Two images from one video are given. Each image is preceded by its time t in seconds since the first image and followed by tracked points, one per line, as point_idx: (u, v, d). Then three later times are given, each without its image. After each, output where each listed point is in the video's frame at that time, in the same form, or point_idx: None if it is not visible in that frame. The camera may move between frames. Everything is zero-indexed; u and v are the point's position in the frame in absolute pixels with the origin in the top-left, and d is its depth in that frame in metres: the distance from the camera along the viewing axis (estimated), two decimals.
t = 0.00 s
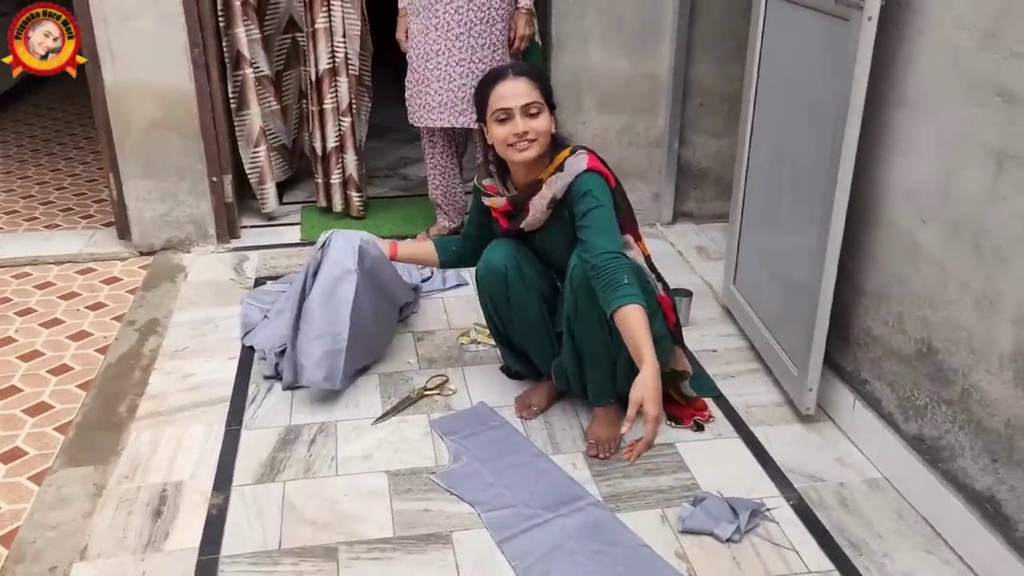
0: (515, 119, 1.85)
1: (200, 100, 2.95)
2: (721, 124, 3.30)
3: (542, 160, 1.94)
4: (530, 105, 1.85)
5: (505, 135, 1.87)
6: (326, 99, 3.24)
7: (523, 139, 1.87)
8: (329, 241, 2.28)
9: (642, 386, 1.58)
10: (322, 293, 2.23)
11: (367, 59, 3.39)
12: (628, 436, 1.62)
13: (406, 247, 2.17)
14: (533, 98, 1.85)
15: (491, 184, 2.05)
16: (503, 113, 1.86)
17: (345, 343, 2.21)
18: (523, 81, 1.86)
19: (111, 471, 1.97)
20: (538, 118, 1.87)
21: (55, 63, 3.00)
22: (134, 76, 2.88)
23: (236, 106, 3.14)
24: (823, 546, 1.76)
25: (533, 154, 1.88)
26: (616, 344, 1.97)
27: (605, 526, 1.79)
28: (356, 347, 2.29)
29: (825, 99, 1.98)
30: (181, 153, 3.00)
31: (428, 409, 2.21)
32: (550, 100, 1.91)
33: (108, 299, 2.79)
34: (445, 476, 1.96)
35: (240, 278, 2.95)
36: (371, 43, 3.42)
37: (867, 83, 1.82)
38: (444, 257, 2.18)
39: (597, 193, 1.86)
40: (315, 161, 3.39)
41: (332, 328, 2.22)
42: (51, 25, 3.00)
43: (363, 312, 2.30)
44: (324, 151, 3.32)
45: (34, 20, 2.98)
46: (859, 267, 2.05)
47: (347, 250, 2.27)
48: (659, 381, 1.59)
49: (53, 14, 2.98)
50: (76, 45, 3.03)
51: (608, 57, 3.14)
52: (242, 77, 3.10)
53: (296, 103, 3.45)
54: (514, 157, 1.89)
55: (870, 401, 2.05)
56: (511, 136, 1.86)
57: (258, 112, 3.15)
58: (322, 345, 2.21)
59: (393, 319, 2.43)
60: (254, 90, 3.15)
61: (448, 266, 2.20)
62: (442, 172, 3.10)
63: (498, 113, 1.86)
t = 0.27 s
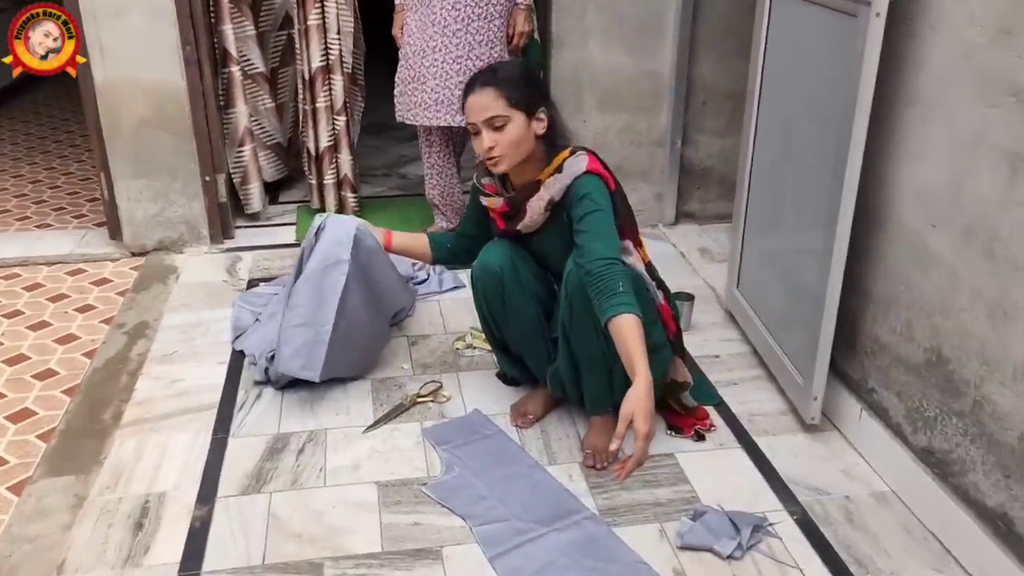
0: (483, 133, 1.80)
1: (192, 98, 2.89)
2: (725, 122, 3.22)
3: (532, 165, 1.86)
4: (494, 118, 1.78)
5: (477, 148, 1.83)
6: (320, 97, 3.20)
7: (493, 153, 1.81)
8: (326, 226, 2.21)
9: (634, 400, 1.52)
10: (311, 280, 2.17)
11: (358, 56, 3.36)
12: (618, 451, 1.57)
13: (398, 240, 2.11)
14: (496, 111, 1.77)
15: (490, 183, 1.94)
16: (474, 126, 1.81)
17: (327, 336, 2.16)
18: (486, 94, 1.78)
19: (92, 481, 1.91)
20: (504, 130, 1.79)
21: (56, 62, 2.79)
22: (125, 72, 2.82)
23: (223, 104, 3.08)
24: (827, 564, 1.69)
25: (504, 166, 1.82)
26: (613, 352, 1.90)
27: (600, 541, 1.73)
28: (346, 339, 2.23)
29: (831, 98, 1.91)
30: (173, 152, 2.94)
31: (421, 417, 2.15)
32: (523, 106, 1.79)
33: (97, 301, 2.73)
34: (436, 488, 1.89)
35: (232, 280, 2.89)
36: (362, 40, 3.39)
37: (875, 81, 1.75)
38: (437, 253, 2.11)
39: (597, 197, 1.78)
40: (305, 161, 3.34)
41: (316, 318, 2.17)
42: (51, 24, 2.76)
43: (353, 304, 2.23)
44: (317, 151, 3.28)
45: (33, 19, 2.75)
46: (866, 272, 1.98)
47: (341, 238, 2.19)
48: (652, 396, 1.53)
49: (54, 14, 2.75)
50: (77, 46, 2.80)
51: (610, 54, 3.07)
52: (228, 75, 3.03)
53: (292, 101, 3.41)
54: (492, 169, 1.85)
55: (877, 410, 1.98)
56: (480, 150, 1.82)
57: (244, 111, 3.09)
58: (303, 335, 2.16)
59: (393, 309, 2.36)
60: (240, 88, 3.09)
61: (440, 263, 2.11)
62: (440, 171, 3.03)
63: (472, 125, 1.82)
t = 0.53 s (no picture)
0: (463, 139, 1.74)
1: (190, 93, 2.80)
2: (739, 121, 3.12)
3: (527, 170, 1.77)
4: (470, 128, 1.70)
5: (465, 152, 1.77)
6: (320, 94, 3.14)
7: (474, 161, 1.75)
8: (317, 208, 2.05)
9: (634, 422, 1.42)
10: (301, 265, 2.01)
11: (360, 51, 3.30)
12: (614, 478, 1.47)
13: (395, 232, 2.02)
14: (469, 122, 1.69)
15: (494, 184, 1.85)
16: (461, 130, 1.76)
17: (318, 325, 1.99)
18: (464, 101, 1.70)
19: (75, 493, 1.84)
20: (481, 141, 1.71)
21: (56, 65, 2.72)
22: (120, 66, 2.74)
23: (222, 98, 3.00)
24: None
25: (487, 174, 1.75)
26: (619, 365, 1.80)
27: (603, 564, 1.64)
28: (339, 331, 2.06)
29: (851, 99, 1.81)
30: (170, 148, 2.86)
31: (418, 428, 2.07)
32: (500, 117, 1.68)
33: (90, 301, 2.66)
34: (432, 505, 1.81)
35: (229, 280, 2.81)
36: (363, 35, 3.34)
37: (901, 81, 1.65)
38: (433, 248, 2.01)
39: (603, 203, 1.68)
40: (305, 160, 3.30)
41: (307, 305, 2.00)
42: (51, 25, 2.70)
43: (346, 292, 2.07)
44: (316, 149, 3.23)
45: (33, 21, 2.68)
46: (887, 281, 1.88)
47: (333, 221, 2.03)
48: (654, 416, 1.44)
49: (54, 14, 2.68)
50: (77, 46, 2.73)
51: (621, 49, 2.97)
52: (225, 68, 2.95)
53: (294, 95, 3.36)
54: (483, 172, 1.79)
55: (896, 427, 1.88)
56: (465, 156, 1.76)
57: (242, 106, 3.00)
58: (292, 322, 1.99)
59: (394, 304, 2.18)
60: (239, 82, 3.00)
61: (435, 258, 2.02)
62: (444, 170, 2.94)
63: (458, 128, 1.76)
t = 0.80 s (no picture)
0: (495, 130, 1.63)
1: (192, 89, 2.74)
2: (756, 120, 3.03)
3: (547, 169, 1.70)
4: (509, 113, 1.62)
5: (490, 149, 1.66)
6: (325, 91, 3.09)
7: (508, 153, 1.64)
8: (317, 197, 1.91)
9: (641, 446, 1.34)
10: (296, 258, 1.89)
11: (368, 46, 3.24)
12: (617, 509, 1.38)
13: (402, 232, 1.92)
14: (509, 105, 1.61)
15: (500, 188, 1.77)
16: (484, 125, 1.65)
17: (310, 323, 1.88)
18: (498, 86, 1.62)
19: (64, 505, 1.78)
20: (518, 127, 1.63)
21: (54, 64, 2.72)
22: (121, 61, 2.68)
23: (225, 94, 2.95)
24: None
25: (520, 169, 1.65)
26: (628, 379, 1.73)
27: None
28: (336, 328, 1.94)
29: (877, 100, 1.72)
30: (173, 146, 2.80)
31: (421, 439, 1.99)
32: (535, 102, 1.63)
33: (89, 302, 2.60)
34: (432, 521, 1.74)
35: (232, 281, 2.75)
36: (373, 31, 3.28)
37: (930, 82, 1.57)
38: (436, 248, 1.91)
39: (613, 211, 1.61)
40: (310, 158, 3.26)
41: (300, 301, 1.89)
42: (50, 24, 2.68)
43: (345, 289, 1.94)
44: (322, 148, 3.19)
45: (33, 20, 2.67)
46: (913, 292, 1.79)
47: (333, 214, 1.89)
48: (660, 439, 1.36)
49: (54, 15, 2.65)
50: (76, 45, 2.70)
51: (635, 46, 2.88)
52: (228, 64, 2.88)
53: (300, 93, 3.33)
54: (507, 173, 1.68)
55: (920, 446, 1.80)
56: (494, 151, 1.65)
57: (244, 101, 2.95)
58: (283, 318, 1.89)
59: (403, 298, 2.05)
60: (241, 78, 2.95)
61: (437, 259, 1.92)
62: (451, 169, 2.86)
63: (480, 125, 1.66)
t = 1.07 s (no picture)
0: (531, 126, 1.45)
1: (197, 85, 2.67)
2: (778, 120, 2.92)
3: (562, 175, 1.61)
4: (547, 108, 1.45)
5: (522, 148, 1.46)
6: (335, 88, 3.02)
7: (545, 152, 1.45)
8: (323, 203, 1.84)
9: (653, 490, 1.32)
10: (293, 264, 1.84)
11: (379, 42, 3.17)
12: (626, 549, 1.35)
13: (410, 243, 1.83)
14: (549, 99, 1.45)
15: (507, 198, 1.70)
16: (515, 122, 1.46)
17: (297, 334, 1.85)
18: (534, 79, 1.46)
19: (54, 520, 1.72)
20: (556, 124, 1.46)
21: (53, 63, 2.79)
22: (125, 57, 2.62)
23: (230, 91, 2.90)
24: None
25: (558, 169, 1.47)
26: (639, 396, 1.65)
27: None
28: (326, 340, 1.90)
29: (908, 103, 1.62)
30: (177, 144, 2.74)
31: (424, 454, 1.92)
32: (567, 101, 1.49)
33: (90, 303, 2.55)
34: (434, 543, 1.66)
35: (236, 282, 2.69)
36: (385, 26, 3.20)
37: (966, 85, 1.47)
38: (442, 259, 1.85)
39: (624, 221, 1.53)
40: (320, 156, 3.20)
41: (291, 310, 1.85)
42: (49, 24, 2.79)
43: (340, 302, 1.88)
44: (332, 146, 3.13)
45: (33, 20, 2.78)
46: (943, 307, 1.70)
47: (334, 224, 1.81)
48: (668, 476, 1.33)
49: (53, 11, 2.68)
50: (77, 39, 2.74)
51: (653, 43, 2.78)
52: (234, 60, 2.84)
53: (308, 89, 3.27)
54: (536, 176, 1.49)
55: (949, 470, 1.70)
56: (528, 150, 1.46)
57: (250, 98, 2.91)
58: (274, 325, 1.86)
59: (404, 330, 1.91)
60: (247, 74, 2.90)
61: (444, 272, 1.87)
62: (462, 169, 2.78)
63: (508, 122, 1.47)
